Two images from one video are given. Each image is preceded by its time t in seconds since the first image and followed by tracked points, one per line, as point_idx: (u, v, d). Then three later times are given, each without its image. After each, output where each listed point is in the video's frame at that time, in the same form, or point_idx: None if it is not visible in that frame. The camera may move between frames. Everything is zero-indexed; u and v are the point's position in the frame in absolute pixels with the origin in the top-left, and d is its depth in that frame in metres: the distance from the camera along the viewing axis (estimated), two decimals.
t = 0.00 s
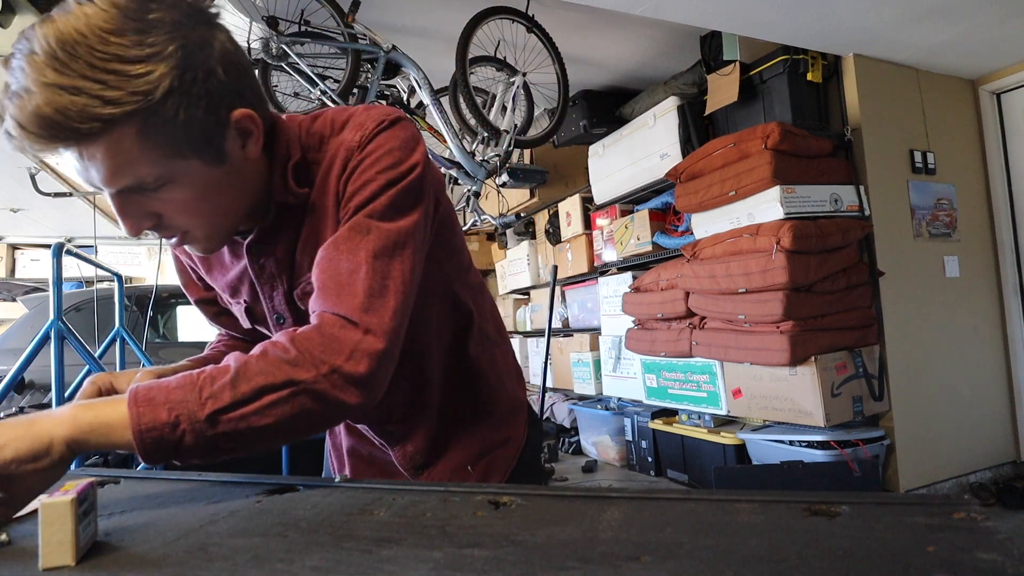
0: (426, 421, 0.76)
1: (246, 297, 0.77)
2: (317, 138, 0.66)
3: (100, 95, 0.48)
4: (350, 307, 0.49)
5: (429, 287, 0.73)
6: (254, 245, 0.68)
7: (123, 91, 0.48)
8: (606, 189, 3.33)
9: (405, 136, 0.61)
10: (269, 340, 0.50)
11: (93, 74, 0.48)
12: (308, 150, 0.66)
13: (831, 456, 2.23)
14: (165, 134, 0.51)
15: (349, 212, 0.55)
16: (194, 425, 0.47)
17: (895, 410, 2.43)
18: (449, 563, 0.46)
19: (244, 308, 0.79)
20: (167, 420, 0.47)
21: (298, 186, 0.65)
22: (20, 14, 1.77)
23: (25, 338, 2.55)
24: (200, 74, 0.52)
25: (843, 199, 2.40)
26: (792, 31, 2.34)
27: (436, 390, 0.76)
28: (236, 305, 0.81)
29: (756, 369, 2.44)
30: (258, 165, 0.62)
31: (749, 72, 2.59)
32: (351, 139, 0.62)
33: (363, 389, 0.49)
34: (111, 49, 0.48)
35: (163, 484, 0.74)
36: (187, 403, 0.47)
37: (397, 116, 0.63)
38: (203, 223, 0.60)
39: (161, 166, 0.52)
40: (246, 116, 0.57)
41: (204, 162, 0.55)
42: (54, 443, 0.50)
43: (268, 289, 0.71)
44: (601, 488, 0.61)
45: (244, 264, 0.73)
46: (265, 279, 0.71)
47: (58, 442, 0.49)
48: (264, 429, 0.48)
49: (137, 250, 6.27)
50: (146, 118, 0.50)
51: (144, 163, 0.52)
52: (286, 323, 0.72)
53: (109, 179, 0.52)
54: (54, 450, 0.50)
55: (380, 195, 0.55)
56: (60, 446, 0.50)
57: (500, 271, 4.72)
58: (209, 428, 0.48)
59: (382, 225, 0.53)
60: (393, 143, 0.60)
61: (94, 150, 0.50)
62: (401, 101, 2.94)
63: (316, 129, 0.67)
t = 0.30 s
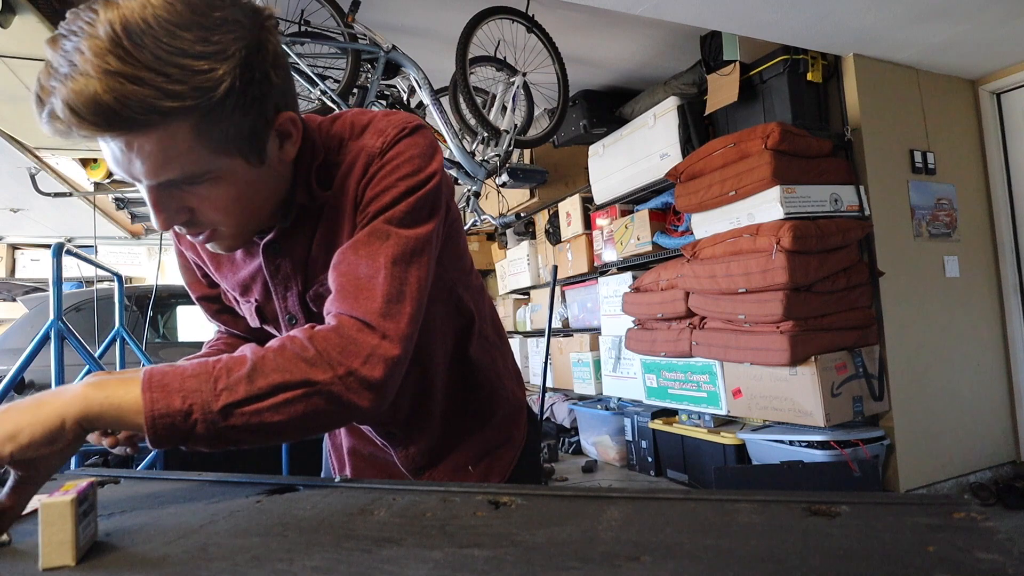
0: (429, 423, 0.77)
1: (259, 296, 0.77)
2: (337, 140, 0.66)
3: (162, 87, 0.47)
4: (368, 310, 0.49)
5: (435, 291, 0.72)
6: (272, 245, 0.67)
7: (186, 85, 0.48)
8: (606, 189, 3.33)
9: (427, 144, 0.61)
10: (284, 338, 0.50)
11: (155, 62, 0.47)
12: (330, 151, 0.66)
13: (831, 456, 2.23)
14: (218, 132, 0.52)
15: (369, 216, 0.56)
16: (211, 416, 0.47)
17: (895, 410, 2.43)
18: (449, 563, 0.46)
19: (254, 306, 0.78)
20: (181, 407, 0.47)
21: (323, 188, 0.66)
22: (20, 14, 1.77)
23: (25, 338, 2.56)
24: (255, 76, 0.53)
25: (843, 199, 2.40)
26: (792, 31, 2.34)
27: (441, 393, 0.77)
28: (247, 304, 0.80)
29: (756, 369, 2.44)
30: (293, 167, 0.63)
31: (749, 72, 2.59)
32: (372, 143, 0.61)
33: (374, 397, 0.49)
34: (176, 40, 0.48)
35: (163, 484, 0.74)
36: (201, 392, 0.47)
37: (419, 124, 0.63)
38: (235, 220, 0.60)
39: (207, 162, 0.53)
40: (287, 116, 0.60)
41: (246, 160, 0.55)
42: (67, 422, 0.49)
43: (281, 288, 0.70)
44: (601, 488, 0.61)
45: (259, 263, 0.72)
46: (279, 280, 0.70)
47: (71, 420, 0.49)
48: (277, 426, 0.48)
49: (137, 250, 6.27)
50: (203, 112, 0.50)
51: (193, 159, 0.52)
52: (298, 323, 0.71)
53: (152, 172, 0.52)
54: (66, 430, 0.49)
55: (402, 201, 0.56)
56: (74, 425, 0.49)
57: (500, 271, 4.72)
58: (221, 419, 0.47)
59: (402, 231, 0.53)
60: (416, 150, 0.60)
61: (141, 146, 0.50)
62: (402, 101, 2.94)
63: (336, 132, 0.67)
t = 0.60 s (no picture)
0: (433, 421, 0.77)
1: (264, 290, 0.77)
2: (342, 134, 0.66)
3: (187, 71, 0.47)
4: (357, 302, 0.49)
5: (436, 288, 0.71)
6: (275, 239, 0.68)
7: (210, 69, 0.48)
8: (606, 189, 3.33)
9: (428, 140, 0.61)
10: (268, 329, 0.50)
11: (180, 47, 0.47)
12: (335, 149, 0.66)
13: (831, 456, 2.22)
14: (237, 119, 0.52)
15: (365, 209, 0.56)
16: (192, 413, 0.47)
17: (895, 410, 2.43)
18: (449, 563, 0.46)
19: (259, 301, 0.78)
20: (160, 406, 0.46)
21: (326, 180, 0.66)
22: (19, 14, 1.77)
23: (24, 339, 2.56)
24: (273, 65, 0.54)
25: (843, 199, 2.40)
26: (792, 31, 2.34)
27: (444, 392, 0.77)
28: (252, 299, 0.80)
29: (756, 369, 2.44)
30: (301, 158, 0.64)
31: (749, 72, 2.59)
32: (372, 138, 0.61)
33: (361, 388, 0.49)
34: (199, 25, 0.48)
35: (163, 484, 0.74)
36: (182, 388, 0.47)
37: (422, 120, 0.63)
38: (246, 212, 0.60)
39: (225, 149, 0.53)
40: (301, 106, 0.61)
41: (262, 149, 0.56)
42: (44, 425, 0.49)
43: (285, 282, 0.71)
44: (601, 488, 0.61)
45: (264, 257, 0.72)
46: (283, 274, 0.70)
47: (46, 423, 0.49)
48: (261, 421, 0.47)
49: (137, 250, 6.27)
50: (225, 98, 0.50)
51: (212, 145, 0.52)
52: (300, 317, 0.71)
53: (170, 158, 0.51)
54: (44, 433, 0.50)
55: (398, 195, 0.55)
56: (50, 428, 0.49)
57: (500, 271, 4.72)
58: (203, 417, 0.47)
59: (396, 224, 0.53)
60: (416, 146, 0.60)
61: (160, 131, 0.49)
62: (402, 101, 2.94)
63: (340, 127, 0.67)
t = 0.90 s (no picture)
0: (436, 420, 0.77)
1: (267, 292, 0.77)
2: (345, 136, 0.66)
3: (191, 75, 0.47)
4: (359, 301, 0.49)
5: (440, 288, 0.71)
6: (278, 242, 0.68)
7: (216, 73, 0.48)
8: (606, 189, 3.33)
9: (432, 142, 0.61)
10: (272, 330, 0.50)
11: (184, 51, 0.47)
12: (339, 151, 0.65)
13: (831, 456, 2.22)
14: (242, 123, 0.52)
15: (369, 212, 0.56)
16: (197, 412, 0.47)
17: (895, 410, 2.43)
18: (449, 563, 0.46)
19: (262, 303, 0.78)
20: (164, 406, 0.47)
21: (330, 184, 0.66)
22: (20, 14, 1.77)
23: (25, 338, 2.56)
24: (277, 68, 0.54)
25: (843, 199, 2.40)
26: (792, 31, 2.34)
27: (448, 392, 0.77)
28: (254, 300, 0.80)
29: (756, 369, 2.44)
30: (305, 160, 0.64)
31: (749, 72, 2.59)
32: (377, 140, 0.61)
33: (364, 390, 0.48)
34: (204, 29, 0.48)
35: (163, 484, 0.74)
36: (186, 389, 0.47)
37: (428, 124, 0.63)
38: (251, 214, 0.60)
39: (230, 153, 0.53)
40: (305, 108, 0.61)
41: (266, 152, 0.56)
42: (54, 426, 0.49)
43: (288, 284, 0.71)
44: (602, 488, 0.61)
45: (267, 259, 0.72)
46: (286, 276, 0.70)
47: (57, 424, 0.49)
48: (262, 421, 0.48)
49: (137, 250, 6.27)
50: (230, 101, 0.50)
51: (217, 149, 0.52)
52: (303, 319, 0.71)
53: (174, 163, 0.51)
54: (54, 433, 0.50)
55: (401, 196, 0.55)
56: (60, 428, 0.49)
57: (500, 271, 4.72)
58: (205, 417, 0.47)
59: (399, 225, 0.53)
60: (420, 148, 0.59)
61: (165, 135, 0.49)
62: (402, 101, 2.94)
63: (344, 129, 0.66)
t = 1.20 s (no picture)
0: (436, 421, 0.77)
1: (269, 293, 0.77)
2: (347, 137, 0.66)
3: (206, 83, 0.47)
4: (361, 304, 0.49)
5: (441, 290, 0.71)
6: (281, 244, 0.67)
7: (231, 82, 0.48)
8: (606, 189, 3.33)
9: (434, 144, 0.61)
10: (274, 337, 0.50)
11: (200, 59, 0.46)
12: (341, 154, 0.65)
13: (831, 456, 2.22)
14: (256, 128, 0.52)
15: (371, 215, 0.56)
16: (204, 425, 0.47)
17: (895, 410, 2.43)
18: (450, 563, 0.46)
19: (264, 304, 0.78)
20: (168, 418, 0.47)
21: (333, 187, 0.65)
22: (20, 14, 1.77)
23: (24, 338, 2.56)
24: (287, 72, 0.54)
25: (843, 199, 2.40)
26: (792, 31, 2.34)
27: (448, 393, 0.77)
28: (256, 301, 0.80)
29: (756, 369, 2.44)
30: (311, 163, 0.65)
31: (749, 72, 2.59)
32: (379, 143, 0.61)
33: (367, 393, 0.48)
34: (217, 36, 0.48)
35: (163, 484, 0.74)
36: (188, 400, 0.47)
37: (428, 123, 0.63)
38: (262, 219, 0.61)
39: (245, 159, 0.53)
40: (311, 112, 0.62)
41: (278, 157, 0.56)
42: (56, 440, 0.50)
43: (290, 287, 0.70)
44: (602, 488, 0.61)
45: (270, 260, 0.72)
46: (288, 278, 0.70)
47: (58, 439, 0.49)
48: (265, 429, 0.48)
49: (137, 250, 6.27)
50: (244, 108, 0.50)
51: (232, 156, 0.52)
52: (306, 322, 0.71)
53: (189, 172, 0.51)
54: (55, 448, 0.50)
55: (402, 199, 0.55)
56: (63, 444, 0.50)
57: (500, 271, 4.72)
58: (208, 427, 0.47)
59: (402, 228, 0.53)
60: (422, 150, 0.59)
61: (181, 144, 0.49)
62: (402, 101, 2.94)
63: (346, 131, 0.66)
